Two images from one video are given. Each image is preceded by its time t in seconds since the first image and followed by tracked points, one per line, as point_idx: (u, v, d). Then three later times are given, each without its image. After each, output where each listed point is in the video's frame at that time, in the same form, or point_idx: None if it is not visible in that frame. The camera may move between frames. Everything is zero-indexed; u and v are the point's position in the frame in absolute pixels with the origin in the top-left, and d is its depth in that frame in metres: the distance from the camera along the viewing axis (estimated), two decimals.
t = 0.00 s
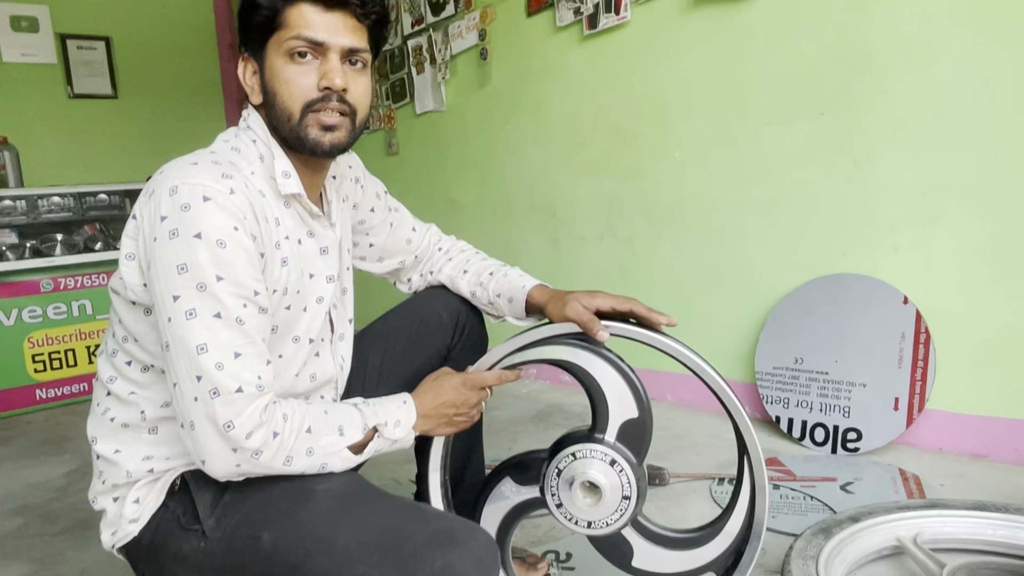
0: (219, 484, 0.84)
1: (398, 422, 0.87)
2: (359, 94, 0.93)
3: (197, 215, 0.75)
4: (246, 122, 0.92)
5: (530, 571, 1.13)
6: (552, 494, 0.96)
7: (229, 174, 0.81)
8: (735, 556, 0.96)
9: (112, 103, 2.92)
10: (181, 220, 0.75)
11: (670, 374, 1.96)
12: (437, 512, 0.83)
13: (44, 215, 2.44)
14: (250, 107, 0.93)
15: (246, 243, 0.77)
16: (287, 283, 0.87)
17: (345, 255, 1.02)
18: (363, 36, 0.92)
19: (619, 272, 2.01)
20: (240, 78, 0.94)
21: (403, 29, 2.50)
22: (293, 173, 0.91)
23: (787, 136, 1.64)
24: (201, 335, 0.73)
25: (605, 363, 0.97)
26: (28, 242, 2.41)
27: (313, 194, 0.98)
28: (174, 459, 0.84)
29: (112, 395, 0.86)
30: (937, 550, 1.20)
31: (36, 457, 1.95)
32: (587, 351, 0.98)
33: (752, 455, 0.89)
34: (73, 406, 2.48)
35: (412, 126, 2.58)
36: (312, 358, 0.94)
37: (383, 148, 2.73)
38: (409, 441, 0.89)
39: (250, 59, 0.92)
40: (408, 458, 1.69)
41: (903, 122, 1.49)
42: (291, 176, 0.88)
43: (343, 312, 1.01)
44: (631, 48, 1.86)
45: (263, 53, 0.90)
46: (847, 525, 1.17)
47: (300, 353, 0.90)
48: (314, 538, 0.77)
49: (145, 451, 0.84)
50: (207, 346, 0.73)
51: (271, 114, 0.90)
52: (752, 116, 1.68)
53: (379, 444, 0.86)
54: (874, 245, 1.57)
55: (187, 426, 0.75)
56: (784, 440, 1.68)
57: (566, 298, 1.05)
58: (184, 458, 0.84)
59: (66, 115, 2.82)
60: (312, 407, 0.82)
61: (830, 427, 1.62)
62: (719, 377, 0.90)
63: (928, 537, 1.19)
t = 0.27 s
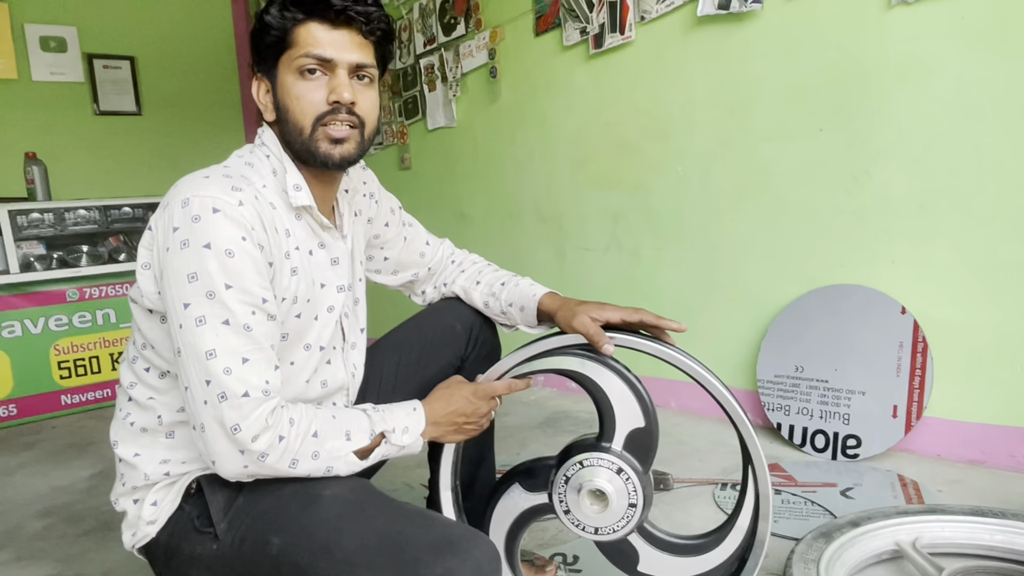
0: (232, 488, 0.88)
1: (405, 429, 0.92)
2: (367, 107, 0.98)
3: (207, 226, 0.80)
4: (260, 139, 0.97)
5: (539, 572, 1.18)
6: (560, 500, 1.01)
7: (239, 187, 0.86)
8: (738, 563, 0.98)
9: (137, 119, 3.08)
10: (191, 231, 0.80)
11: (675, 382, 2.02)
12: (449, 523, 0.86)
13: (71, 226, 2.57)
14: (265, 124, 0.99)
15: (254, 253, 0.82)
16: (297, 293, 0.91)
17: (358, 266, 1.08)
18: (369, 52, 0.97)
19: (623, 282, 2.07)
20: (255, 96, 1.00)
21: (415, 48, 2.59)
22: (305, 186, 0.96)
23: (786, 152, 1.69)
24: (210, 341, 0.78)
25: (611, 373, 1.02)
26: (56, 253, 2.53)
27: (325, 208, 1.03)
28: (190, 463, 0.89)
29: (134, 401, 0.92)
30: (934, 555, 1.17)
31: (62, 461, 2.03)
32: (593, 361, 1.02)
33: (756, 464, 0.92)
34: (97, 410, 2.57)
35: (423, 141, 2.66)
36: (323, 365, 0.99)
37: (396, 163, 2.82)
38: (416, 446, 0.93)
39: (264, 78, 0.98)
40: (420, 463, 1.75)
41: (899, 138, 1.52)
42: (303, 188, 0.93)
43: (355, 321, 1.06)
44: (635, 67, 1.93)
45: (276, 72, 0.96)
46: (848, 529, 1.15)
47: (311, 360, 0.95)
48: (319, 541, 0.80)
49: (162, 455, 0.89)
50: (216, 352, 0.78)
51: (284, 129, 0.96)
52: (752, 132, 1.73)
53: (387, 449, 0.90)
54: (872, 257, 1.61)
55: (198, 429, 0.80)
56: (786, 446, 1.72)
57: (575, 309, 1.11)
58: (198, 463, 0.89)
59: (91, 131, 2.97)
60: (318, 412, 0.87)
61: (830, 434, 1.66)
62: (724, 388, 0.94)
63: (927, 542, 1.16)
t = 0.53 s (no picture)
0: (242, 491, 0.89)
1: (412, 436, 0.92)
2: (370, 106, 0.99)
3: (209, 230, 0.81)
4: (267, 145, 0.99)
5: None
6: (571, 506, 1.01)
7: (241, 192, 0.86)
8: (747, 562, 0.99)
9: (146, 126, 3.11)
10: (194, 235, 0.81)
11: (682, 388, 2.02)
12: (455, 526, 0.86)
13: (81, 232, 2.58)
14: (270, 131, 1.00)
15: (255, 256, 0.83)
16: (302, 296, 0.92)
17: (367, 271, 1.09)
18: (368, 52, 0.98)
19: (629, 288, 2.08)
20: (259, 104, 1.01)
21: (422, 56, 2.61)
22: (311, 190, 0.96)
23: (792, 157, 1.70)
24: (212, 343, 0.78)
25: (622, 378, 1.04)
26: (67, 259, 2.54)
27: (333, 211, 1.04)
28: (202, 467, 0.90)
29: (146, 405, 0.93)
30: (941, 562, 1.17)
31: (72, 466, 2.04)
32: (604, 366, 1.04)
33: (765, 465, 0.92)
34: (106, 415, 2.59)
35: (430, 147, 2.68)
36: (332, 369, 0.99)
37: (403, 169, 2.84)
38: (423, 453, 0.94)
39: (266, 85, 0.99)
40: (428, 468, 1.75)
41: (905, 144, 1.53)
42: (309, 192, 0.93)
43: (365, 324, 1.06)
44: (641, 74, 1.94)
45: (278, 78, 0.97)
46: (856, 534, 1.15)
47: (318, 363, 0.96)
48: (328, 544, 0.81)
49: (174, 459, 0.90)
50: (218, 354, 0.78)
51: (288, 133, 0.96)
52: (758, 138, 1.74)
53: (392, 456, 0.91)
54: (878, 263, 1.61)
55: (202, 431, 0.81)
56: (792, 452, 1.72)
57: (588, 316, 1.11)
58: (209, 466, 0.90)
59: (100, 138, 3.00)
60: (323, 417, 0.87)
61: (837, 440, 1.66)
62: (733, 391, 0.94)
63: (934, 547, 1.17)
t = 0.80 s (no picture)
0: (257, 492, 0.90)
1: (418, 440, 0.92)
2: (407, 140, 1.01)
3: (214, 242, 0.82)
4: (272, 155, 1.00)
5: None
6: (575, 507, 1.03)
7: (246, 203, 0.87)
8: (749, 559, 1.00)
9: (151, 130, 3.14)
10: (200, 247, 0.82)
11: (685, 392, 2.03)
12: (459, 524, 0.87)
13: (88, 236, 2.60)
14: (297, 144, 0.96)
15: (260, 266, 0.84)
16: (309, 304, 0.93)
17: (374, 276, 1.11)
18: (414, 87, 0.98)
19: (632, 291, 2.10)
20: (284, 113, 0.94)
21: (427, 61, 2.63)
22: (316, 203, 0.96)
23: (794, 163, 1.71)
24: (220, 353, 0.80)
25: (622, 379, 1.05)
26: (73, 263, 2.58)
27: (339, 223, 1.05)
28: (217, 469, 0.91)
29: (161, 410, 0.94)
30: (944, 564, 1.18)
31: (80, 469, 2.05)
32: (604, 368, 1.05)
33: (764, 464, 0.95)
34: (112, 418, 2.61)
35: (435, 152, 2.69)
36: (340, 374, 1.01)
37: (407, 174, 2.86)
38: (430, 458, 0.94)
39: (301, 99, 0.93)
40: (434, 471, 1.77)
41: (906, 150, 1.54)
42: (313, 206, 0.94)
43: (372, 328, 1.07)
44: (645, 80, 1.95)
45: (324, 101, 0.92)
46: (858, 536, 1.17)
47: (327, 369, 0.97)
48: (344, 544, 0.82)
49: (190, 462, 0.91)
50: (225, 364, 0.80)
51: (330, 161, 0.95)
52: (761, 144, 1.76)
53: (399, 460, 0.91)
54: (880, 268, 1.62)
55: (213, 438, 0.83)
56: (795, 455, 1.74)
57: (589, 320, 1.13)
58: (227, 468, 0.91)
59: (108, 142, 3.02)
60: (330, 423, 0.88)
61: (840, 443, 1.67)
62: (732, 391, 0.95)
63: (937, 550, 1.18)
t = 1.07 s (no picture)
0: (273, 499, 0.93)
1: (429, 448, 0.94)
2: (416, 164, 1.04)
3: (232, 263, 0.84)
4: (282, 170, 1.02)
5: None
6: (578, 509, 1.05)
7: (261, 223, 0.90)
8: (747, 559, 1.02)
9: (158, 131, 3.40)
10: (217, 268, 0.84)
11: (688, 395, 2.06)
12: (463, 522, 0.90)
13: (97, 238, 2.67)
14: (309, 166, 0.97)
15: (277, 287, 0.86)
16: (322, 319, 0.96)
17: (381, 286, 1.13)
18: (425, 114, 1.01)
19: (636, 294, 2.11)
20: (298, 135, 0.96)
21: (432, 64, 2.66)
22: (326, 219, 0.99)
23: (797, 169, 1.72)
24: (240, 373, 0.83)
25: (623, 385, 1.07)
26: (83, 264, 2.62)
27: (348, 237, 1.07)
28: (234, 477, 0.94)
29: (176, 421, 0.96)
30: (941, 567, 1.20)
31: (89, 468, 2.09)
32: (606, 374, 1.08)
33: (760, 467, 0.95)
34: (122, 417, 2.65)
35: (439, 153, 2.73)
36: (352, 386, 1.03)
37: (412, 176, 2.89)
38: (439, 464, 0.96)
39: (317, 124, 0.95)
40: (439, 473, 1.80)
41: (908, 157, 1.55)
42: (324, 223, 0.96)
43: (381, 339, 1.10)
44: (649, 85, 1.97)
45: (340, 127, 0.94)
46: (856, 540, 1.19)
47: (340, 382, 0.99)
48: (361, 547, 0.85)
49: (206, 471, 0.94)
50: (246, 383, 0.83)
51: (342, 184, 0.97)
52: (764, 150, 1.77)
53: (411, 468, 0.93)
54: (881, 273, 1.64)
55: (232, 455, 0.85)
56: (796, 457, 1.75)
57: (590, 328, 1.15)
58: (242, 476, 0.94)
59: (115, 141, 3.28)
60: (345, 435, 0.90)
61: (840, 446, 1.68)
62: (726, 393, 0.97)
63: (932, 553, 1.19)
